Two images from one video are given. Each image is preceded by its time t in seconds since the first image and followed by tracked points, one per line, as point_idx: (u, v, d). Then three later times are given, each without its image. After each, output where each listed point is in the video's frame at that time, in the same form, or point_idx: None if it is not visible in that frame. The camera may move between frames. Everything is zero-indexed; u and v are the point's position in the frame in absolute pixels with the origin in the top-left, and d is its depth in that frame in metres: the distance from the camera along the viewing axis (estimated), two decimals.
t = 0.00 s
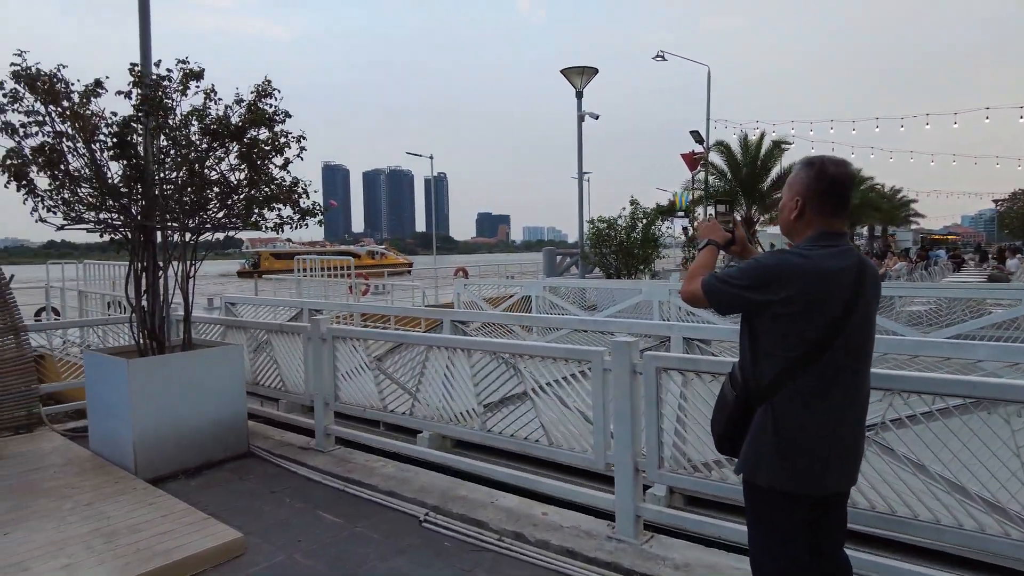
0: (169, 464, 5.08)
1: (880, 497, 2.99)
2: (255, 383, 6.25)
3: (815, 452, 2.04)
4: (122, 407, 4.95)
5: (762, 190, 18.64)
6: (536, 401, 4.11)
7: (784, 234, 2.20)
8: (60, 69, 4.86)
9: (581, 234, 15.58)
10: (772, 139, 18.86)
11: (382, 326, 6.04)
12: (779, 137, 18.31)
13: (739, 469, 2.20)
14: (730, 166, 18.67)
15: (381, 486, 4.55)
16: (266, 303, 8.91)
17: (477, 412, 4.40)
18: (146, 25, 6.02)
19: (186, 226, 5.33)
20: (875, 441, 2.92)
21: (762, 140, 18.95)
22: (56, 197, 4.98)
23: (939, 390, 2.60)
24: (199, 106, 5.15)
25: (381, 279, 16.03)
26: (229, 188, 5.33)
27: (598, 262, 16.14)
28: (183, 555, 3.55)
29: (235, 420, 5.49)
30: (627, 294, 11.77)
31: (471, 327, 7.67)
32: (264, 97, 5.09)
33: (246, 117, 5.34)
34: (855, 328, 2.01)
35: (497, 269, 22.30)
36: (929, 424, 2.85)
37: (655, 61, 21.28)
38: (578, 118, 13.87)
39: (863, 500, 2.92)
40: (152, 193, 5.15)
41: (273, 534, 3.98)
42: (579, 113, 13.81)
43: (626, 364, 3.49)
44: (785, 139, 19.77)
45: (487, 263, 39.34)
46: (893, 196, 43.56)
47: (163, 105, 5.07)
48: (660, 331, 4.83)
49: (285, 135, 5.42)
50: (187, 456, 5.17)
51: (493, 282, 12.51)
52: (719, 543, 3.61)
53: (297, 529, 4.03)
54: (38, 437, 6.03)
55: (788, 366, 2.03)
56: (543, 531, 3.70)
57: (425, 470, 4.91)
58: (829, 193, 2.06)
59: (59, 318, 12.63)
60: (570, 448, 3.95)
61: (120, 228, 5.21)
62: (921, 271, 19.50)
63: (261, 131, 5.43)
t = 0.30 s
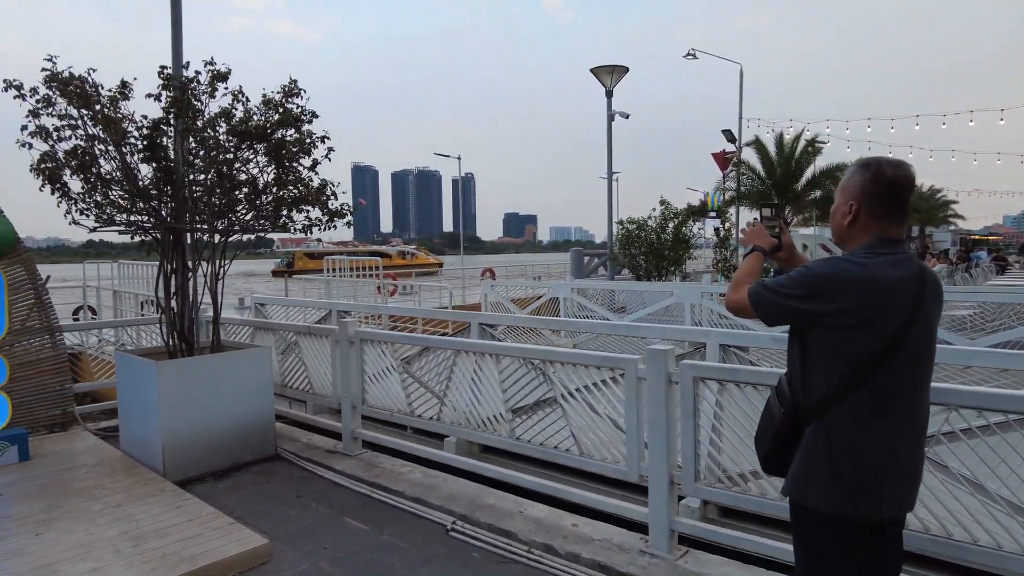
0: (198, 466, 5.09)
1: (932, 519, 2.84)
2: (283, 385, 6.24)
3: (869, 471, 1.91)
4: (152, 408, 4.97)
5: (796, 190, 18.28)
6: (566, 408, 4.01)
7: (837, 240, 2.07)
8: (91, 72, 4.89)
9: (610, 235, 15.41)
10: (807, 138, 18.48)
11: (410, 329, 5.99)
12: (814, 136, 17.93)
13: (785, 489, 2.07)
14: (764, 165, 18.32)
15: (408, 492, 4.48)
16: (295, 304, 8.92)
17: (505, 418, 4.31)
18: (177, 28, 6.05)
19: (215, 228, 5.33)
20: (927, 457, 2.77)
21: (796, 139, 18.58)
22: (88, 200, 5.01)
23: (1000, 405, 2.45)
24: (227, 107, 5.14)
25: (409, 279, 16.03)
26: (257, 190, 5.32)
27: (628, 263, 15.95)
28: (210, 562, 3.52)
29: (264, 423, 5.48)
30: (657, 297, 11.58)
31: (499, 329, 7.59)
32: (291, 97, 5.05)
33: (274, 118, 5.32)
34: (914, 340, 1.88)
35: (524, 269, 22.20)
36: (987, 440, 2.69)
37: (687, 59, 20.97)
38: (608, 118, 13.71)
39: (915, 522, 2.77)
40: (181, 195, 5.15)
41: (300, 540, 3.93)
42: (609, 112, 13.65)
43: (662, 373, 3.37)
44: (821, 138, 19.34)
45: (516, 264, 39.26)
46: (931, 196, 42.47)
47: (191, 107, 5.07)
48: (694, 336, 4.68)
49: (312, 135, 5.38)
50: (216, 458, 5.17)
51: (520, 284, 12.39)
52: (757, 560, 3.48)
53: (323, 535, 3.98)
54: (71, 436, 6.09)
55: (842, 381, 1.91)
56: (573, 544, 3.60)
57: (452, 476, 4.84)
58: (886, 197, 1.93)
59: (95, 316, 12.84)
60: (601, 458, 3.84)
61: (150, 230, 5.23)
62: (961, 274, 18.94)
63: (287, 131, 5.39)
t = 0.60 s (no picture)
0: (215, 468, 5.06)
1: (968, 534, 2.71)
2: (301, 387, 6.20)
3: (910, 488, 1.79)
4: (169, 410, 4.95)
5: (821, 190, 17.96)
6: (586, 415, 3.90)
7: (876, 242, 1.96)
8: (109, 74, 4.89)
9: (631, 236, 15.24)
10: (832, 137, 18.15)
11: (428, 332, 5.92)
12: (840, 135, 17.61)
13: (818, 507, 1.95)
14: (788, 165, 18.03)
15: (425, 498, 4.41)
16: (314, 305, 8.90)
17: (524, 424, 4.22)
18: (196, 29, 6.05)
19: (232, 230, 5.31)
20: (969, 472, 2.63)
21: (821, 138, 18.27)
22: (107, 202, 5.01)
23: None
24: (244, 108, 5.11)
25: (428, 280, 16.00)
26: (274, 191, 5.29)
27: (649, 264, 15.77)
28: (223, 569, 3.47)
29: (280, 425, 5.44)
30: (679, 298, 11.41)
31: (518, 332, 7.50)
32: (307, 97, 5.01)
33: (290, 118, 5.28)
34: (962, 349, 1.76)
35: (544, 270, 22.08)
36: None
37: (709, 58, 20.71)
38: (629, 117, 13.55)
39: (956, 541, 2.62)
40: (197, 197, 5.14)
41: (315, 546, 3.87)
42: (630, 112, 13.50)
43: (686, 381, 3.26)
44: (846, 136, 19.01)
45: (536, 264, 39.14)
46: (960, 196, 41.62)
47: (208, 109, 5.05)
48: (719, 341, 4.55)
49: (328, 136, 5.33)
50: (233, 461, 5.15)
51: (539, 285, 12.28)
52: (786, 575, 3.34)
53: (339, 542, 3.92)
54: (92, 437, 6.10)
55: (881, 393, 1.79)
56: (593, 555, 3.49)
57: (470, 482, 4.76)
58: (930, 196, 1.81)
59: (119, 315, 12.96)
60: (622, 466, 3.73)
61: (167, 232, 5.22)
62: (992, 275, 18.49)
63: (304, 132, 5.35)
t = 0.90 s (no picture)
0: (226, 475, 5.03)
1: (1000, 554, 2.58)
2: (313, 393, 6.16)
3: (940, 514, 1.67)
4: (179, 416, 4.92)
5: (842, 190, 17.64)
6: (600, 424, 3.81)
7: (904, 251, 1.85)
8: (120, 81, 4.88)
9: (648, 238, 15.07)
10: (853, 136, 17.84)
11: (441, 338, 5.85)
12: (861, 134, 17.30)
13: (841, 532, 1.84)
14: (808, 165, 17.75)
15: (436, 507, 4.33)
16: (328, 310, 8.87)
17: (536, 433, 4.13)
18: (208, 35, 6.03)
19: (243, 235, 5.27)
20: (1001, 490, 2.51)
21: (842, 137, 17.96)
22: (118, 208, 4.99)
23: None
24: (254, 112, 5.08)
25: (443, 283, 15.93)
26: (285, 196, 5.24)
27: (666, 266, 15.59)
28: None
29: (291, 431, 5.40)
30: (697, 302, 11.23)
31: (533, 338, 7.41)
32: (317, 101, 4.96)
33: (301, 123, 5.24)
34: (997, 366, 1.64)
35: (560, 272, 21.93)
36: None
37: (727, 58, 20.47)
38: (645, 118, 13.39)
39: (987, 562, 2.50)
40: (207, 202, 5.10)
41: (323, 557, 3.80)
42: (646, 112, 13.34)
43: (701, 392, 3.16)
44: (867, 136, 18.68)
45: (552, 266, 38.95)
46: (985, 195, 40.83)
47: (218, 113, 5.02)
48: (736, 348, 4.43)
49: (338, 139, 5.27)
50: (243, 468, 5.11)
51: (554, 289, 12.17)
52: None
53: (347, 552, 3.85)
54: (106, 442, 6.10)
55: (909, 412, 1.68)
56: (606, 569, 3.39)
57: (481, 492, 4.68)
58: (962, 203, 1.70)
59: (137, 319, 13.04)
60: (636, 478, 3.63)
61: (178, 237, 5.19)
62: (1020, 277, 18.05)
63: (314, 136, 5.31)
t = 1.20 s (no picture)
0: (232, 481, 5.00)
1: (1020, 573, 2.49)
2: (320, 399, 6.14)
3: (962, 538, 1.60)
4: (185, 422, 4.90)
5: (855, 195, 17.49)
6: (608, 434, 3.74)
7: (924, 260, 1.77)
8: (129, 86, 4.89)
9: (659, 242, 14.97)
10: (868, 140, 17.68)
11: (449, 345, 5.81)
12: (876, 138, 17.14)
13: (856, 554, 1.77)
14: (822, 169, 17.57)
15: (442, 517, 4.28)
16: (336, 315, 8.86)
17: (543, 442, 4.06)
18: (219, 41, 6.04)
19: (251, 240, 5.25)
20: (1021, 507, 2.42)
21: (857, 141, 17.80)
22: (126, 213, 5.00)
23: None
24: (261, 117, 5.06)
25: (454, 288, 15.91)
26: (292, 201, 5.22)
27: (678, 271, 15.48)
28: None
29: (298, 438, 5.36)
30: (708, 307, 11.14)
31: (542, 344, 7.35)
32: (324, 106, 4.94)
33: (308, 128, 5.22)
34: None
35: (571, 276, 21.88)
36: None
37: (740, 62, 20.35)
38: (657, 122, 13.32)
39: None
40: (214, 208, 5.09)
41: (328, 567, 3.76)
42: (658, 116, 13.27)
43: (713, 403, 3.09)
44: (882, 139, 18.49)
45: (564, 270, 38.86)
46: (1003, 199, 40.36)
47: (225, 119, 5.00)
48: (748, 357, 4.35)
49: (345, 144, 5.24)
50: (250, 474, 5.08)
51: (564, 293, 12.09)
52: None
53: (352, 562, 3.80)
54: (114, 447, 6.09)
55: (932, 431, 1.60)
56: None
57: (488, 501, 4.62)
58: (986, 211, 1.63)
59: (149, 322, 13.09)
60: (645, 490, 3.56)
61: (186, 243, 5.18)
62: None
63: (321, 141, 5.28)
